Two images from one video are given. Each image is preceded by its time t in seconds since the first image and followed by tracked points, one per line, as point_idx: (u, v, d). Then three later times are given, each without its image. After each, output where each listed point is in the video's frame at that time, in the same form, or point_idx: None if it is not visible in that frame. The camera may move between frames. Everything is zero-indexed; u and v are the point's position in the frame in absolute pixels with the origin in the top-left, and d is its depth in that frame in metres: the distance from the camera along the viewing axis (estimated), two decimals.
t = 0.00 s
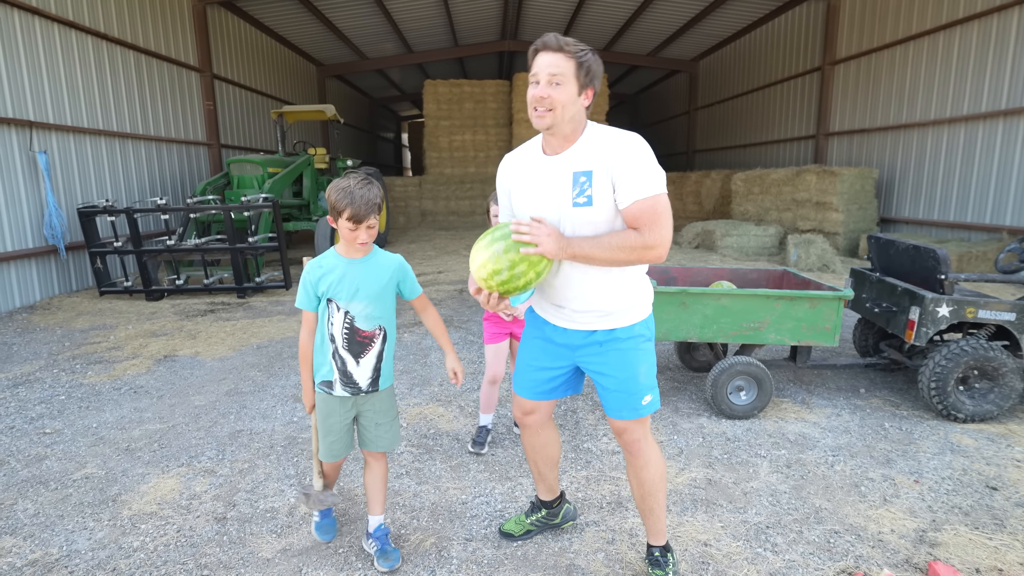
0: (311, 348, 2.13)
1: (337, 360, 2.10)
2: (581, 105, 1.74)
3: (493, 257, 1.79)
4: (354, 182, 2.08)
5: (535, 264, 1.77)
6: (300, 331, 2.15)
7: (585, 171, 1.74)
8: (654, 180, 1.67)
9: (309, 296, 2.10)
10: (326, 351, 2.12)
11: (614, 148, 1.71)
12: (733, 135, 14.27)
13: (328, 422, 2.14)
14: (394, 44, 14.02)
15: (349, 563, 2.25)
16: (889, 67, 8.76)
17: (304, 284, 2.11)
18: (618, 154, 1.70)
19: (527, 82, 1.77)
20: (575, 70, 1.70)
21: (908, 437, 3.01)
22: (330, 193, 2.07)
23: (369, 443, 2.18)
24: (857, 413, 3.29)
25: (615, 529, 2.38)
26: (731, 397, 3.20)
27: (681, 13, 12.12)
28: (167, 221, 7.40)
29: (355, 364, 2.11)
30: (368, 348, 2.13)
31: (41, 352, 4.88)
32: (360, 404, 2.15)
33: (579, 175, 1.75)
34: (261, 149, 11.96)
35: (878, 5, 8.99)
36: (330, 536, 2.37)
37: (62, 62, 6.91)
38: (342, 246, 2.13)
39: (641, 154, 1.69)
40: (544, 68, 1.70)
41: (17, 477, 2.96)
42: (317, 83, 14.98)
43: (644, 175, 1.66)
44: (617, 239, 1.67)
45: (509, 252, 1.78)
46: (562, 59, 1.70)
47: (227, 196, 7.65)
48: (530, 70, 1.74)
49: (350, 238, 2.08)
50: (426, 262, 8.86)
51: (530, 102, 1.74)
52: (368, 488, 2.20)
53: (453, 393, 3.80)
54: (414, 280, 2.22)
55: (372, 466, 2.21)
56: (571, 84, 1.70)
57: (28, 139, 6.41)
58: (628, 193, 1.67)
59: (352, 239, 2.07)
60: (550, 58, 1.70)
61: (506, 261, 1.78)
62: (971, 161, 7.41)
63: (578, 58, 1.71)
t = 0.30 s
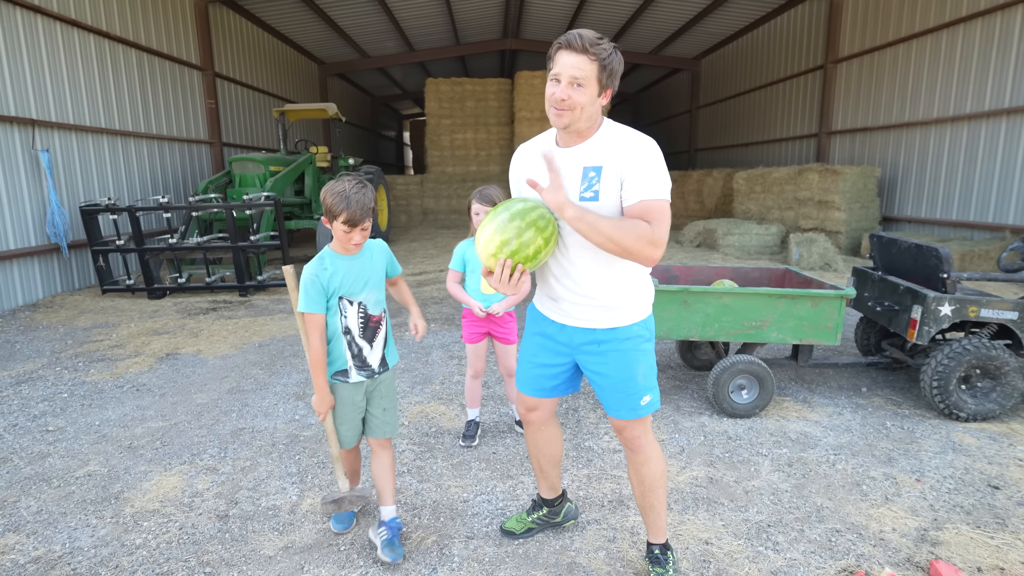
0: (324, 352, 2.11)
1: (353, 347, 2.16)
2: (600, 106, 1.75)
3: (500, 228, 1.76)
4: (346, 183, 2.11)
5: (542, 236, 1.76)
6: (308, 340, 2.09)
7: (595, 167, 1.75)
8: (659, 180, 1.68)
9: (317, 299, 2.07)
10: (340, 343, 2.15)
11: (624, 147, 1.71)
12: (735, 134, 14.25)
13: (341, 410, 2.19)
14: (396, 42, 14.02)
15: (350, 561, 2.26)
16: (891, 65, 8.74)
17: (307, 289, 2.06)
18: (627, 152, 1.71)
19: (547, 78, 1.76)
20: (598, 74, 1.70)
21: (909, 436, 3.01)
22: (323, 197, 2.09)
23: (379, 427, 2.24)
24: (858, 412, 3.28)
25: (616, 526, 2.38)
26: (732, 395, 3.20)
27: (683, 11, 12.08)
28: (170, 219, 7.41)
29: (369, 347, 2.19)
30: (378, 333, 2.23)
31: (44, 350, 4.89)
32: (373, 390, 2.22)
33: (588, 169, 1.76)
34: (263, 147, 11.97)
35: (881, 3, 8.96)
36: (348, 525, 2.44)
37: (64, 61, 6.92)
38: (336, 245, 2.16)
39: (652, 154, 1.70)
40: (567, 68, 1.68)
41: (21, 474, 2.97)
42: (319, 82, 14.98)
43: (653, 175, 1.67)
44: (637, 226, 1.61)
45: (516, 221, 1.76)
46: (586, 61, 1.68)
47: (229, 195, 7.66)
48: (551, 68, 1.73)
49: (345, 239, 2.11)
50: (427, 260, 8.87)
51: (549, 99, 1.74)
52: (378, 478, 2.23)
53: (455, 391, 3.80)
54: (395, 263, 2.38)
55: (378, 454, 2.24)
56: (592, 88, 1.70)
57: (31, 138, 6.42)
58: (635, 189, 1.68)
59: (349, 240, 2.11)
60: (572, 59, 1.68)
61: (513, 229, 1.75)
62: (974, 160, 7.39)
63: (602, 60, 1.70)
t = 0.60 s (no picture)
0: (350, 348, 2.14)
1: (365, 341, 2.24)
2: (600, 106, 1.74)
3: (510, 224, 1.75)
4: (362, 182, 2.13)
5: (551, 234, 1.76)
6: (337, 338, 2.10)
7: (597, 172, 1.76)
8: (663, 184, 1.68)
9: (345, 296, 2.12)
10: (355, 337, 2.22)
11: (625, 149, 1.73)
12: (736, 134, 14.24)
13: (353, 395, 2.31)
14: (397, 42, 14.02)
15: (351, 560, 2.26)
16: (892, 65, 8.72)
17: (334, 286, 2.10)
18: (627, 155, 1.72)
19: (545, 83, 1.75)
20: (596, 74, 1.69)
21: (910, 436, 3.01)
22: (339, 194, 2.11)
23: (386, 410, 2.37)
24: (859, 412, 3.29)
25: (616, 527, 2.38)
26: (732, 396, 3.21)
27: (684, 11, 12.08)
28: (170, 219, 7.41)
29: (378, 338, 2.29)
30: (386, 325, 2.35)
31: (45, 350, 4.90)
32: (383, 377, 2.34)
33: (589, 174, 1.77)
34: (263, 147, 11.96)
35: (882, 3, 8.95)
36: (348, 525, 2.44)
37: (65, 60, 6.92)
38: (351, 242, 2.18)
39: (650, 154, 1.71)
40: (565, 73, 1.68)
41: (21, 474, 2.97)
42: (319, 81, 14.98)
43: (657, 176, 1.68)
44: (659, 231, 1.62)
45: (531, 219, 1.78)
46: (583, 63, 1.68)
47: (229, 194, 7.66)
48: (549, 74, 1.72)
49: (361, 236, 2.14)
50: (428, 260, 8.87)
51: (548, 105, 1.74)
52: (394, 456, 2.39)
53: (455, 391, 3.81)
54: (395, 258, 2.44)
55: (391, 434, 2.37)
56: (591, 89, 1.70)
57: (32, 137, 6.43)
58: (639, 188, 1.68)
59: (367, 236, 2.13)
60: (569, 63, 1.68)
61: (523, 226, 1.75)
62: (975, 160, 7.39)
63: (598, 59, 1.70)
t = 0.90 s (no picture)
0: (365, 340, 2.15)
1: (383, 342, 2.27)
2: (599, 108, 1.71)
3: (517, 201, 1.88)
4: (394, 182, 2.17)
5: (551, 220, 1.83)
6: (353, 330, 2.13)
7: (605, 170, 1.75)
8: (656, 199, 1.57)
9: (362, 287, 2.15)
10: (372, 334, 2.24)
11: (632, 152, 1.66)
12: (736, 134, 14.24)
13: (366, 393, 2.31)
14: (397, 42, 14.02)
15: (351, 560, 2.26)
16: (893, 64, 8.72)
17: (352, 276, 2.13)
18: (633, 159, 1.64)
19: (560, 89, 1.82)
20: (581, 80, 1.67)
21: (910, 436, 3.00)
22: (371, 191, 2.15)
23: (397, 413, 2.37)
24: (859, 412, 3.28)
25: (617, 527, 2.38)
26: (732, 396, 3.20)
27: (684, 11, 12.07)
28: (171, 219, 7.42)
29: (395, 340, 2.31)
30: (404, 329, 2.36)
31: (46, 350, 4.90)
32: (398, 380, 2.34)
33: (601, 171, 1.77)
34: (263, 147, 11.97)
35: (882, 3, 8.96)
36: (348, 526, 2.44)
37: (65, 61, 6.93)
38: (376, 238, 2.24)
39: (652, 166, 1.60)
40: (564, 81, 1.72)
41: (22, 474, 2.98)
42: (320, 82, 14.99)
43: (651, 189, 1.57)
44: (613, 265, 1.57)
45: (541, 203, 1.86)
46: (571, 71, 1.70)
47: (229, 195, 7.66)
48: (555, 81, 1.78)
49: (387, 235, 2.20)
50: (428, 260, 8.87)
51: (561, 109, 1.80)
52: (397, 457, 2.42)
53: (455, 391, 3.81)
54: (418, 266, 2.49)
55: (396, 433, 2.40)
56: (580, 93, 1.70)
57: (33, 138, 6.44)
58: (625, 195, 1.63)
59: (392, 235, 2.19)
60: (562, 73, 1.72)
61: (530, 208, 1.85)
62: (975, 159, 7.38)
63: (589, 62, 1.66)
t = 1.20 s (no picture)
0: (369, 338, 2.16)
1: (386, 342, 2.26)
2: (622, 106, 1.72)
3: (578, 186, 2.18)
4: (395, 176, 2.17)
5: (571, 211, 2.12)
6: (353, 328, 2.13)
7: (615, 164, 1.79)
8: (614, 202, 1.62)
9: (358, 285, 2.17)
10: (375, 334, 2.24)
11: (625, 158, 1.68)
12: (736, 134, 14.23)
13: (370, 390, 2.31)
14: (397, 42, 14.02)
15: (350, 560, 2.26)
16: (893, 64, 8.71)
17: (350, 275, 2.15)
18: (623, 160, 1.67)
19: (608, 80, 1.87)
20: (603, 79, 1.71)
21: (910, 435, 3.00)
22: (373, 187, 2.16)
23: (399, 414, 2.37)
24: (859, 412, 3.28)
25: (617, 526, 2.38)
26: (732, 395, 3.20)
27: (685, 11, 12.06)
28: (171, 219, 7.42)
29: (399, 340, 2.30)
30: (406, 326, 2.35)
31: (45, 350, 4.90)
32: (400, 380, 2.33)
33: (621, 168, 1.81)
34: (263, 147, 11.96)
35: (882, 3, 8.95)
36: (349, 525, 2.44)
37: (65, 61, 6.93)
38: (377, 237, 2.26)
39: (626, 175, 1.61)
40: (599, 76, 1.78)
41: (22, 474, 2.98)
42: (320, 82, 14.99)
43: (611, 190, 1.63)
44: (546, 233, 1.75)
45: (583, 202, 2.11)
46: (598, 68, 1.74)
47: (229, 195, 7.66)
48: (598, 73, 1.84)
49: (391, 232, 2.21)
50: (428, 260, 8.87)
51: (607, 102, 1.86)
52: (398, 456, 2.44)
53: (455, 391, 3.80)
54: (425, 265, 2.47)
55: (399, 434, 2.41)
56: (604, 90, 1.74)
57: (32, 138, 6.44)
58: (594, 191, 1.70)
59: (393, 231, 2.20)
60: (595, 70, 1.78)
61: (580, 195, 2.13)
62: (975, 159, 7.37)
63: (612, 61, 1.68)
